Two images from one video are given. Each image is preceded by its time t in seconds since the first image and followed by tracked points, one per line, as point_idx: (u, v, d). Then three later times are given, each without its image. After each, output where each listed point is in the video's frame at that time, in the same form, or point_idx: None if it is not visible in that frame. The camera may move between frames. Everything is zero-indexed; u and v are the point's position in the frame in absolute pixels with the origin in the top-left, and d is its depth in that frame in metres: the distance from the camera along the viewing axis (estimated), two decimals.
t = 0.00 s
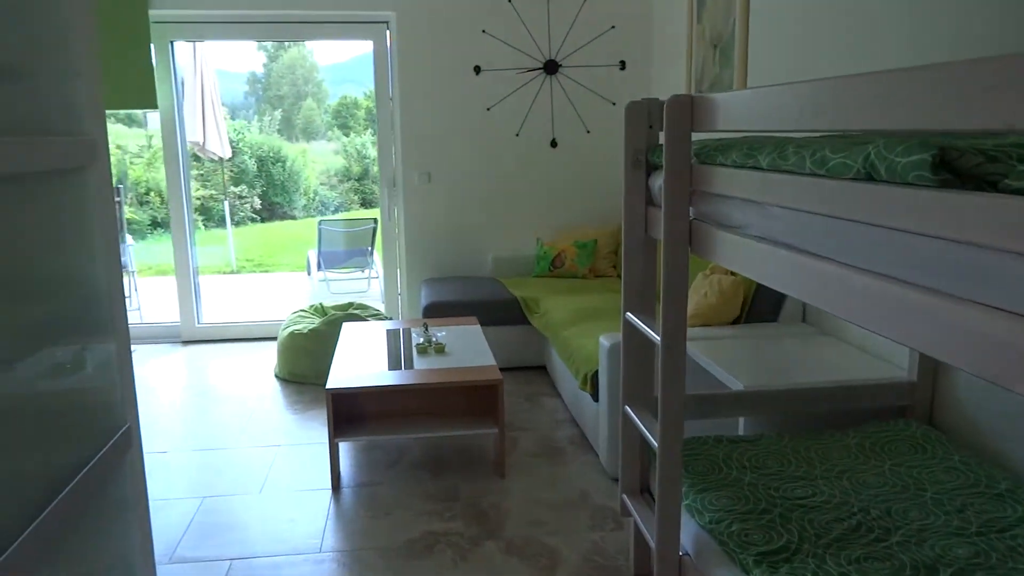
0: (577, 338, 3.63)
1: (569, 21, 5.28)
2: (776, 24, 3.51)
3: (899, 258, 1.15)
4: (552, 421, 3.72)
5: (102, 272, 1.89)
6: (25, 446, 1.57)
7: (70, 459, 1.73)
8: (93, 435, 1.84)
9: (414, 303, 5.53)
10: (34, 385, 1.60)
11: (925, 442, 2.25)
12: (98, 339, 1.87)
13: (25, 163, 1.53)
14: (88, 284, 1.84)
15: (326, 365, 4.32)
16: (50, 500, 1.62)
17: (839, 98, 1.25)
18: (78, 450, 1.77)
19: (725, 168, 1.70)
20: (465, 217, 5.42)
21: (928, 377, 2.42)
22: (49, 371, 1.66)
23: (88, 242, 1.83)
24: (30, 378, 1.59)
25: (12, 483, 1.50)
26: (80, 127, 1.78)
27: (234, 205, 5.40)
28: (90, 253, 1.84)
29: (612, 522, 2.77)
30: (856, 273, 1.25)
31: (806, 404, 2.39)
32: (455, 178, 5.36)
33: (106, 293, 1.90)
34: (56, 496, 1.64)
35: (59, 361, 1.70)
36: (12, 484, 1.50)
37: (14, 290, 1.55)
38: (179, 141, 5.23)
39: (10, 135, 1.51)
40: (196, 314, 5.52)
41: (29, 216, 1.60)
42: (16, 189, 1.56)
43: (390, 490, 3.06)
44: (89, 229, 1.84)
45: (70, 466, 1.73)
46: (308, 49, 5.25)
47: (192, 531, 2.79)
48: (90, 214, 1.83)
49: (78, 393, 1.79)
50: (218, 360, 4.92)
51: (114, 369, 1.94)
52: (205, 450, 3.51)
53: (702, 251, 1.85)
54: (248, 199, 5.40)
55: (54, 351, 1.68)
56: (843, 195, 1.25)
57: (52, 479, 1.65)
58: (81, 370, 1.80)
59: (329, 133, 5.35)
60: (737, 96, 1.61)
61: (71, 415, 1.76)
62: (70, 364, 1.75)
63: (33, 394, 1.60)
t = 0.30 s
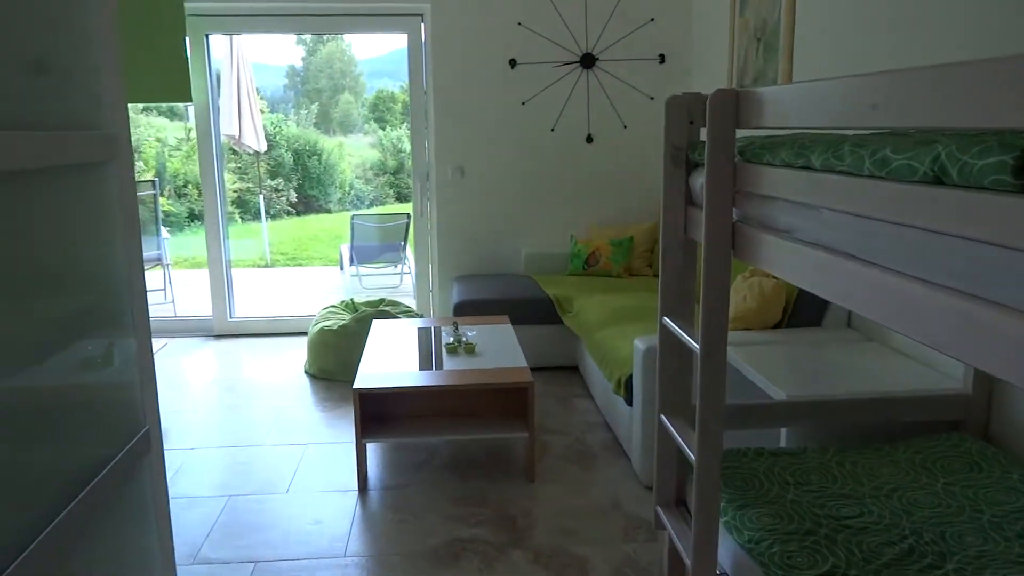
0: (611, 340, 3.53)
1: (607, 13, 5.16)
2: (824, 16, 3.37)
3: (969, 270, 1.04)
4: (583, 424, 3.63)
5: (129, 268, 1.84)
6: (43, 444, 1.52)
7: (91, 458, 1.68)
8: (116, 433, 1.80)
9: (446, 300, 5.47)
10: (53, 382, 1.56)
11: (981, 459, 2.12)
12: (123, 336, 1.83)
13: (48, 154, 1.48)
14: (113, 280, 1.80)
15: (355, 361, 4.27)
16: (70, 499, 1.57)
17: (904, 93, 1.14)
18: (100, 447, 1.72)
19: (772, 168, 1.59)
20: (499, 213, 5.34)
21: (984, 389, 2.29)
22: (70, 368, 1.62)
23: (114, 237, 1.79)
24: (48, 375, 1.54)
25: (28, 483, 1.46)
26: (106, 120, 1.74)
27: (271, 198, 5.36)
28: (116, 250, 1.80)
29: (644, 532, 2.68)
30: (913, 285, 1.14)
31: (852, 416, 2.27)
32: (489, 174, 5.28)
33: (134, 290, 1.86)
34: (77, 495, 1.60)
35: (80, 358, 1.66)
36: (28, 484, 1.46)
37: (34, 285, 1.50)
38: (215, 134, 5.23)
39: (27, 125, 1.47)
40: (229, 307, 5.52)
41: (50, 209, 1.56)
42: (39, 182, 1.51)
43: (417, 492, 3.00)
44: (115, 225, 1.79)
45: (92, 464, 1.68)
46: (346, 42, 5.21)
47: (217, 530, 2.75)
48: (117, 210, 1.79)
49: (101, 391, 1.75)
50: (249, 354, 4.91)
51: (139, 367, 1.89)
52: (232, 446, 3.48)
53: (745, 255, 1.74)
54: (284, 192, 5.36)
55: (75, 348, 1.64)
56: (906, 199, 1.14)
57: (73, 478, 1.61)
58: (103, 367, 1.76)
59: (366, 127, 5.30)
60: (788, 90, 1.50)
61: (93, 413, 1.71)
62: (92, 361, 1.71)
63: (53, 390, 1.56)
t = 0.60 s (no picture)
0: (640, 344, 3.44)
1: (640, 9, 5.06)
2: (870, 12, 3.24)
3: None
4: (610, 429, 3.55)
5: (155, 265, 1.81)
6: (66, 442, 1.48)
7: (111, 457, 1.64)
8: (136, 433, 1.76)
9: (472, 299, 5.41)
10: (79, 376, 1.52)
11: None
12: (148, 334, 1.79)
13: (73, 146, 1.44)
14: (143, 276, 1.76)
15: (379, 361, 4.23)
16: (87, 500, 1.53)
17: (969, 93, 1.04)
18: (121, 447, 1.68)
19: (816, 171, 1.49)
20: (527, 211, 5.26)
21: None
22: (96, 363, 1.58)
23: (143, 234, 1.75)
24: (75, 369, 1.51)
25: (45, 483, 1.41)
26: (135, 113, 1.71)
27: (300, 194, 5.34)
28: (145, 246, 1.77)
29: (672, 545, 2.59)
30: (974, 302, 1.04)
31: (893, 431, 2.16)
32: (518, 172, 5.21)
33: (158, 289, 1.81)
34: (94, 495, 1.55)
35: (106, 354, 1.62)
36: (46, 484, 1.41)
37: (60, 278, 1.46)
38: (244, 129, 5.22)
39: (54, 118, 1.43)
40: (255, 304, 5.52)
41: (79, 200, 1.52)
42: (68, 173, 1.47)
43: (440, 497, 2.94)
44: (143, 220, 1.75)
45: (111, 464, 1.64)
46: (377, 37, 5.17)
47: (235, 531, 2.71)
48: (145, 205, 1.75)
49: (126, 388, 1.71)
50: (275, 351, 4.89)
51: (160, 367, 1.85)
52: (254, 444, 3.45)
53: (785, 264, 1.65)
54: (313, 187, 5.34)
55: (101, 344, 1.60)
56: (969, 210, 1.05)
57: (91, 478, 1.56)
58: (128, 363, 1.72)
59: (396, 123, 5.26)
60: (835, 89, 1.40)
61: (116, 411, 1.67)
62: (118, 356, 1.67)
63: (78, 384, 1.52)
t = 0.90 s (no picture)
0: (673, 349, 3.35)
1: (678, 5, 4.95)
2: (920, 8, 3.12)
3: None
4: (641, 435, 3.47)
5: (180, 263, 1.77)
6: (91, 440, 1.44)
7: (135, 456, 1.60)
8: (161, 432, 1.72)
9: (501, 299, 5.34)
10: (106, 372, 1.48)
11: None
12: (172, 333, 1.75)
13: (101, 137, 1.40)
14: (174, 272, 1.72)
15: (405, 361, 4.19)
16: (107, 500, 1.48)
17: None
18: (144, 446, 1.64)
19: (868, 174, 1.40)
20: (558, 211, 5.19)
21: None
22: (123, 358, 1.55)
23: (172, 232, 1.70)
24: (102, 364, 1.47)
25: (69, 483, 1.37)
26: (168, 108, 1.67)
27: (332, 190, 5.32)
28: (171, 243, 1.73)
29: (704, 558, 2.50)
30: None
31: (941, 447, 2.06)
32: (550, 170, 5.14)
33: (185, 290, 1.77)
34: (114, 496, 1.51)
35: (133, 350, 1.58)
36: (71, 484, 1.38)
37: (91, 272, 1.42)
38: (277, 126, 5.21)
39: (83, 109, 1.39)
40: (285, 300, 5.51)
41: (110, 192, 1.48)
42: (100, 163, 1.43)
43: (465, 502, 2.88)
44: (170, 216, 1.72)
45: (135, 463, 1.60)
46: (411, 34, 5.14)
47: (258, 532, 2.68)
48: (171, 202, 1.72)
49: (153, 384, 1.68)
50: (302, 349, 4.87)
51: (186, 368, 1.81)
52: (280, 443, 3.43)
53: (832, 272, 1.56)
54: (345, 184, 5.31)
55: (129, 340, 1.56)
56: None
57: (114, 477, 1.52)
58: (154, 361, 1.68)
59: (428, 120, 5.22)
60: (890, 86, 1.31)
61: (142, 409, 1.63)
62: (146, 353, 1.63)
63: (105, 380, 1.48)
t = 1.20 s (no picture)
0: (702, 353, 3.29)
1: (710, 3, 4.88)
2: (962, 6, 3.03)
3: None
4: (668, 440, 3.41)
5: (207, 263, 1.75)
6: (116, 440, 1.42)
7: (160, 455, 1.59)
8: (186, 431, 1.70)
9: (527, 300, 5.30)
10: (132, 370, 1.46)
11: None
12: (200, 334, 1.73)
13: (127, 133, 1.38)
14: (202, 270, 1.70)
15: (428, 363, 4.16)
16: (131, 500, 1.46)
17: None
18: (171, 446, 1.63)
19: (916, 177, 1.35)
20: (586, 211, 5.14)
21: None
22: (150, 356, 1.53)
23: (200, 231, 1.68)
24: (128, 360, 1.45)
25: (92, 484, 1.35)
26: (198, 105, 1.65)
27: (359, 188, 5.31)
28: (201, 244, 1.70)
29: (734, 569, 2.45)
30: None
31: (984, 461, 1.98)
32: (578, 170, 5.09)
33: (211, 290, 1.75)
34: (138, 496, 1.49)
35: (160, 347, 1.56)
36: (95, 483, 1.36)
37: (117, 269, 1.40)
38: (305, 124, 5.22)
39: (110, 105, 1.37)
40: (312, 298, 5.52)
41: (137, 188, 1.46)
42: (126, 159, 1.41)
43: (490, 506, 2.85)
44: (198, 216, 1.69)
45: (159, 463, 1.58)
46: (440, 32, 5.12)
47: (282, 532, 2.67)
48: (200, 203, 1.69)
49: (179, 383, 1.66)
50: (328, 347, 4.87)
51: (210, 369, 1.79)
52: (305, 441, 3.42)
53: (875, 279, 1.50)
54: (372, 182, 5.30)
55: (156, 338, 1.54)
56: None
57: (138, 477, 1.50)
58: (181, 361, 1.67)
59: (456, 119, 5.20)
60: (941, 87, 1.25)
61: (168, 408, 1.62)
62: (172, 354, 1.62)
63: (131, 378, 1.46)
